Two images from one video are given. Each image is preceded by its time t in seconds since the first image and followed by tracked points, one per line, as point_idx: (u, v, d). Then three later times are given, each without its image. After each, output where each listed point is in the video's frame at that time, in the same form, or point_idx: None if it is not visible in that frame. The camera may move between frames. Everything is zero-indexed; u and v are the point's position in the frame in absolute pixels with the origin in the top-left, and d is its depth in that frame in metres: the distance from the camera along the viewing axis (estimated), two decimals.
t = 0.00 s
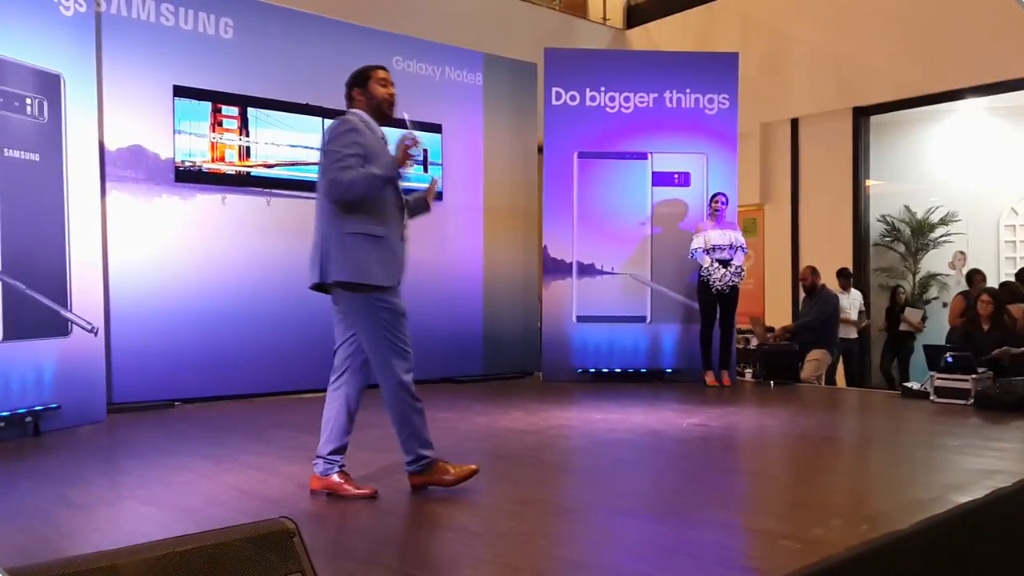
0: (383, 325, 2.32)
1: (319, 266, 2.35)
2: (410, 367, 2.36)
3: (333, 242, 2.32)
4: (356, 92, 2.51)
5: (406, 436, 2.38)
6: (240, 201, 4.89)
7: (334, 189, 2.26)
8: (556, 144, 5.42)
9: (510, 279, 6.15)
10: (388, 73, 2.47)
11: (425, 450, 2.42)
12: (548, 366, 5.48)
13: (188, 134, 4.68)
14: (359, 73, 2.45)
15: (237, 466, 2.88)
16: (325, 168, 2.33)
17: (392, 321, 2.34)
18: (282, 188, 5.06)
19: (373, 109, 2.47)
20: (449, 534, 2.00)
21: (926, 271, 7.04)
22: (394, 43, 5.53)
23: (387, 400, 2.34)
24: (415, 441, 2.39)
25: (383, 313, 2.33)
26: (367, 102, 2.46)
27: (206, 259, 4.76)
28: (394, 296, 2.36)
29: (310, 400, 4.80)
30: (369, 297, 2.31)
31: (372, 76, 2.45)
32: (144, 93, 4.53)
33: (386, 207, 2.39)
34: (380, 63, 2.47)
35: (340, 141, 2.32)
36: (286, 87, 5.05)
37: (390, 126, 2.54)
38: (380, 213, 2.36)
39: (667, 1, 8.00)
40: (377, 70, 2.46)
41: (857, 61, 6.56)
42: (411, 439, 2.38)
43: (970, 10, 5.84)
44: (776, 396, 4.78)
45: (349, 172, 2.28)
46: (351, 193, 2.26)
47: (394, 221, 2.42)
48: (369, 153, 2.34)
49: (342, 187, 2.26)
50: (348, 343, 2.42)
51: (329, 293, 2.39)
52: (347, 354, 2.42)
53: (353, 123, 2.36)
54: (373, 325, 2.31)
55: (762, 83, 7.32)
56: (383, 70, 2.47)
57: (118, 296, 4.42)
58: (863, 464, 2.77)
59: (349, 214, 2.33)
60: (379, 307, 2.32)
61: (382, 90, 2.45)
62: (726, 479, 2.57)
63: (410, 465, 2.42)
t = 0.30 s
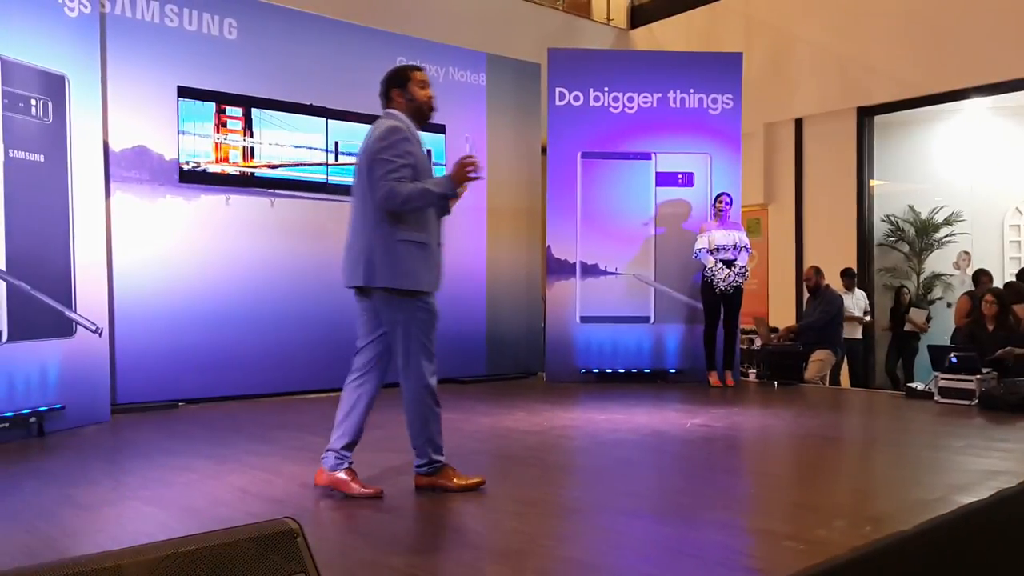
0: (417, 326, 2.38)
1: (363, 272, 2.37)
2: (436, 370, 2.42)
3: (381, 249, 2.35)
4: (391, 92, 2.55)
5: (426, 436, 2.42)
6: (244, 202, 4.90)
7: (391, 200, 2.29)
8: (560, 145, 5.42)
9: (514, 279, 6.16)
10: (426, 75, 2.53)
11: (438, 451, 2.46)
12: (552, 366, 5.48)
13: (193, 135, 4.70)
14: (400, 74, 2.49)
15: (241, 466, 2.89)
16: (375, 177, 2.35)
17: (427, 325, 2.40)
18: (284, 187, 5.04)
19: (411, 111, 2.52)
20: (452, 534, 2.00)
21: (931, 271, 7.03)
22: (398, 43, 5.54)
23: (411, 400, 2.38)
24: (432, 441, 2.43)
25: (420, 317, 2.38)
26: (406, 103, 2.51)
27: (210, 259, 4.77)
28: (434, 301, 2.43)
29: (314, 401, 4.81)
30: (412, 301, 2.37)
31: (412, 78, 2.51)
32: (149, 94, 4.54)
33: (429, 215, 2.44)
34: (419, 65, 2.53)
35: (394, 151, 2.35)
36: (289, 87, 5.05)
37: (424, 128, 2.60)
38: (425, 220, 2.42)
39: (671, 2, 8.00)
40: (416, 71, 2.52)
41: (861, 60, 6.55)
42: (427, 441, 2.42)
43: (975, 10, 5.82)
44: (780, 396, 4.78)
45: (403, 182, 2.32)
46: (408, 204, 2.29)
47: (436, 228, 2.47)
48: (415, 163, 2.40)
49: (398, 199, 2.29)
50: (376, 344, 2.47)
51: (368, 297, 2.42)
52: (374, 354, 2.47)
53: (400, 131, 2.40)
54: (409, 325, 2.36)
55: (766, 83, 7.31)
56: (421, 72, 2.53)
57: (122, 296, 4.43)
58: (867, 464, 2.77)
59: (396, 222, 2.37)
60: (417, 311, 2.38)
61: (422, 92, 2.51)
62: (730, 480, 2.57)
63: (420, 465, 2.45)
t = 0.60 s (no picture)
0: (439, 324, 2.40)
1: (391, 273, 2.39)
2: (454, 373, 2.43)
3: (410, 252, 2.37)
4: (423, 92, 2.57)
5: (434, 434, 2.42)
6: (244, 202, 4.90)
7: (425, 205, 2.30)
8: (561, 145, 5.42)
9: (515, 280, 6.16)
10: (458, 77, 2.55)
11: (441, 453, 2.46)
12: (553, 366, 5.48)
13: (193, 136, 4.70)
14: (434, 75, 2.51)
15: (242, 466, 2.89)
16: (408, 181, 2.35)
17: (449, 325, 2.42)
18: (284, 188, 5.04)
19: (442, 112, 2.55)
20: (453, 534, 2.00)
21: (932, 271, 7.03)
22: (399, 44, 5.54)
23: (425, 396, 2.39)
24: (439, 441, 2.43)
25: (443, 316, 2.40)
26: (437, 105, 2.53)
27: (210, 259, 4.77)
28: (457, 301, 2.45)
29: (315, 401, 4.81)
30: (437, 300, 2.40)
31: (445, 79, 2.53)
32: (149, 95, 4.54)
33: (457, 216, 2.46)
34: (452, 67, 2.55)
35: (425, 155, 2.37)
36: (290, 87, 5.06)
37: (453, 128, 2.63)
38: (453, 223, 2.44)
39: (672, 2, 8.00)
40: (449, 73, 2.53)
41: (862, 61, 6.55)
42: (431, 440, 2.41)
43: (975, 11, 5.82)
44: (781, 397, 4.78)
45: (436, 187, 2.34)
46: (441, 209, 2.31)
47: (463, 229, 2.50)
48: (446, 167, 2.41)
49: (432, 202, 2.30)
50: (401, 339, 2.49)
51: (394, 296, 2.44)
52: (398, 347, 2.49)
53: (432, 135, 2.41)
54: (430, 321, 2.38)
55: (767, 83, 7.31)
56: (454, 74, 2.55)
57: (123, 297, 4.43)
58: (869, 464, 2.77)
59: (426, 224, 2.39)
60: (440, 311, 2.40)
61: (454, 94, 2.53)
62: (731, 480, 2.57)
63: (421, 464, 2.45)
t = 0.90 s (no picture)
0: (446, 325, 2.39)
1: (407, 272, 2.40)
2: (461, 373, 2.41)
3: (424, 252, 2.38)
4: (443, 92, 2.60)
5: (435, 433, 2.41)
6: (244, 202, 4.90)
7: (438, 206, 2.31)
8: (561, 145, 5.42)
9: (515, 280, 6.16)
10: (477, 79, 2.59)
11: (442, 453, 2.46)
12: (553, 366, 5.48)
13: (193, 135, 4.70)
14: (454, 76, 2.54)
15: (242, 466, 2.89)
16: (421, 181, 2.36)
17: (460, 325, 2.41)
18: (283, 188, 5.04)
19: (462, 113, 2.59)
20: (453, 534, 2.00)
21: (931, 271, 7.04)
22: (399, 43, 5.54)
23: (429, 394, 2.39)
24: (439, 440, 2.42)
25: (453, 315, 2.40)
26: (457, 106, 2.57)
27: (210, 259, 4.77)
28: (471, 301, 2.45)
29: (315, 401, 4.81)
30: (451, 299, 2.40)
31: (464, 81, 2.56)
32: (149, 95, 4.54)
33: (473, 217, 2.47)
34: (472, 69, 2.59)
35: (438, 155, 2.38)
36: (289, 87, 5.05)
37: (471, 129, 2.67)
38: (469, 222, 2.45)
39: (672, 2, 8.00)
40: (469, 74, 2.57)
41: (862, 61, 6.55)
42: (434, 440, 2.42)
43: (975, 11, 5.82)
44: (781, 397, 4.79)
45: (449, 187, 2.34)
46: (454, 209, 2.32)
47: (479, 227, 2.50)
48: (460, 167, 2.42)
49: (445, 205, 2.31)
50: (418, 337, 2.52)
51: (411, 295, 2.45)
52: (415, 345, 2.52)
53: (445, 135, 2.42)
54: (437, 322, 2.39)
55: (767, 83, 7.31)
56: (474, 76, 2.59)
57: (123, 297, 4.43)
58: (869, 464, 2.77)
59: (441, 224, 2.39)
60: (452, 310, 2.40)
61: (474, 96, 2.57)
62: (731, 479, 2.57)
63: (421, 462, 2.45)
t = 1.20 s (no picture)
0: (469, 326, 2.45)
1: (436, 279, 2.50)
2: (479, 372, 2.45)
3: (452, 258, 2.46)
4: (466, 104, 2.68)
5: (448, 428, 2.45)
6: (247, 201, 4.90)
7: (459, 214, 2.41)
8: (564, 145, 5.42)
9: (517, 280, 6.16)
10: (498, 88, 2.66)
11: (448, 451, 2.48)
12: (555, 366, 5.48)
13: (196, 135, 4.70)
14: (477, 88, 2.62)
15: (244, 466, 2.89)
16: (445, 191, 2.46)
17: (484, 326, 2.46)
18: (286, 187, 5.04)
19: (485, 123, 2.66)
20: (455, 534, 2.00)
21: (935, 272, 7.03)
22: (401, 43, 5.54)
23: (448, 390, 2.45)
24: (448, 435, 2.46)
25: (478, 317, 2.45)
26: (481, 117, 2.64)
27: (212, 258, 4.77)
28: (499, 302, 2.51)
29: (317, 400, 4.81)
30: (476, 301, 2.46)
31: (486, 92, 2.64)
32: (152, 94, 4.55)
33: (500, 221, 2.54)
34: (493, 79, 2.65)
35: (460, 165, 2.47)
36: (292, 87, 5.06)
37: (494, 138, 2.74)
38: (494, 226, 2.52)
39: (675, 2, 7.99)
40: (490, 84, 2.64)
41: (865, 61, 6.54)
42: (447, 435, 2.46)
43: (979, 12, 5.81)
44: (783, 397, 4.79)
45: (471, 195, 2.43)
46: (474, 215, 2.40)
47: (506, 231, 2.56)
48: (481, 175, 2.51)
49: (468, 212, 2.40)
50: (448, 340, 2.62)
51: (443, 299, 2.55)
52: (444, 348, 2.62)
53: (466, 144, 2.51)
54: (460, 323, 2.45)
55: (770, 83, 7.30)
56: (495, 86, 2.65)
57: (125, 296, 4.44)
58: (872, 464, 2.77)
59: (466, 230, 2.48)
60: (477, 311, 2.46)
61: (496, 106, 2.64)
62: (733, 479, 2.57)
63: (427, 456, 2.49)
